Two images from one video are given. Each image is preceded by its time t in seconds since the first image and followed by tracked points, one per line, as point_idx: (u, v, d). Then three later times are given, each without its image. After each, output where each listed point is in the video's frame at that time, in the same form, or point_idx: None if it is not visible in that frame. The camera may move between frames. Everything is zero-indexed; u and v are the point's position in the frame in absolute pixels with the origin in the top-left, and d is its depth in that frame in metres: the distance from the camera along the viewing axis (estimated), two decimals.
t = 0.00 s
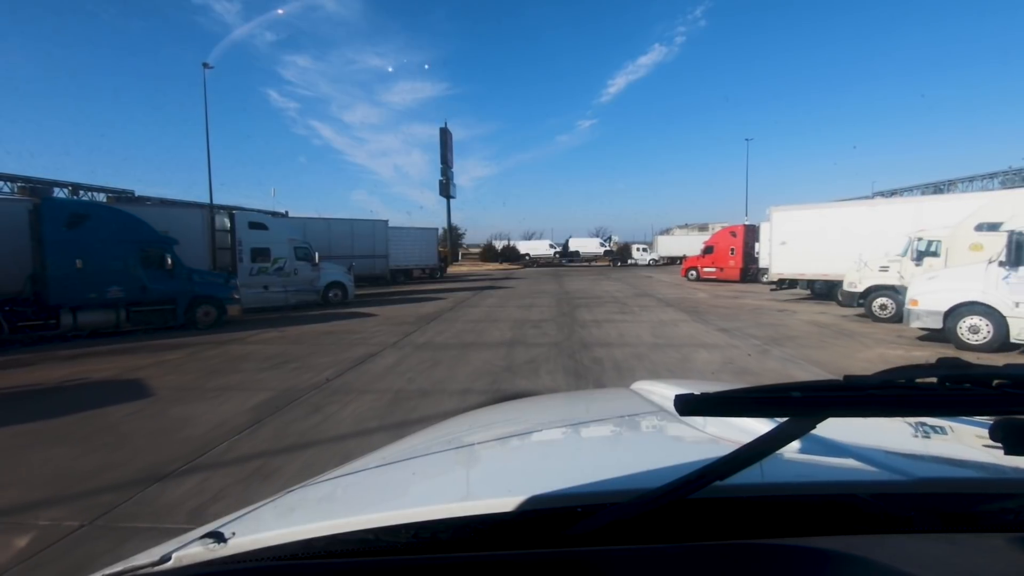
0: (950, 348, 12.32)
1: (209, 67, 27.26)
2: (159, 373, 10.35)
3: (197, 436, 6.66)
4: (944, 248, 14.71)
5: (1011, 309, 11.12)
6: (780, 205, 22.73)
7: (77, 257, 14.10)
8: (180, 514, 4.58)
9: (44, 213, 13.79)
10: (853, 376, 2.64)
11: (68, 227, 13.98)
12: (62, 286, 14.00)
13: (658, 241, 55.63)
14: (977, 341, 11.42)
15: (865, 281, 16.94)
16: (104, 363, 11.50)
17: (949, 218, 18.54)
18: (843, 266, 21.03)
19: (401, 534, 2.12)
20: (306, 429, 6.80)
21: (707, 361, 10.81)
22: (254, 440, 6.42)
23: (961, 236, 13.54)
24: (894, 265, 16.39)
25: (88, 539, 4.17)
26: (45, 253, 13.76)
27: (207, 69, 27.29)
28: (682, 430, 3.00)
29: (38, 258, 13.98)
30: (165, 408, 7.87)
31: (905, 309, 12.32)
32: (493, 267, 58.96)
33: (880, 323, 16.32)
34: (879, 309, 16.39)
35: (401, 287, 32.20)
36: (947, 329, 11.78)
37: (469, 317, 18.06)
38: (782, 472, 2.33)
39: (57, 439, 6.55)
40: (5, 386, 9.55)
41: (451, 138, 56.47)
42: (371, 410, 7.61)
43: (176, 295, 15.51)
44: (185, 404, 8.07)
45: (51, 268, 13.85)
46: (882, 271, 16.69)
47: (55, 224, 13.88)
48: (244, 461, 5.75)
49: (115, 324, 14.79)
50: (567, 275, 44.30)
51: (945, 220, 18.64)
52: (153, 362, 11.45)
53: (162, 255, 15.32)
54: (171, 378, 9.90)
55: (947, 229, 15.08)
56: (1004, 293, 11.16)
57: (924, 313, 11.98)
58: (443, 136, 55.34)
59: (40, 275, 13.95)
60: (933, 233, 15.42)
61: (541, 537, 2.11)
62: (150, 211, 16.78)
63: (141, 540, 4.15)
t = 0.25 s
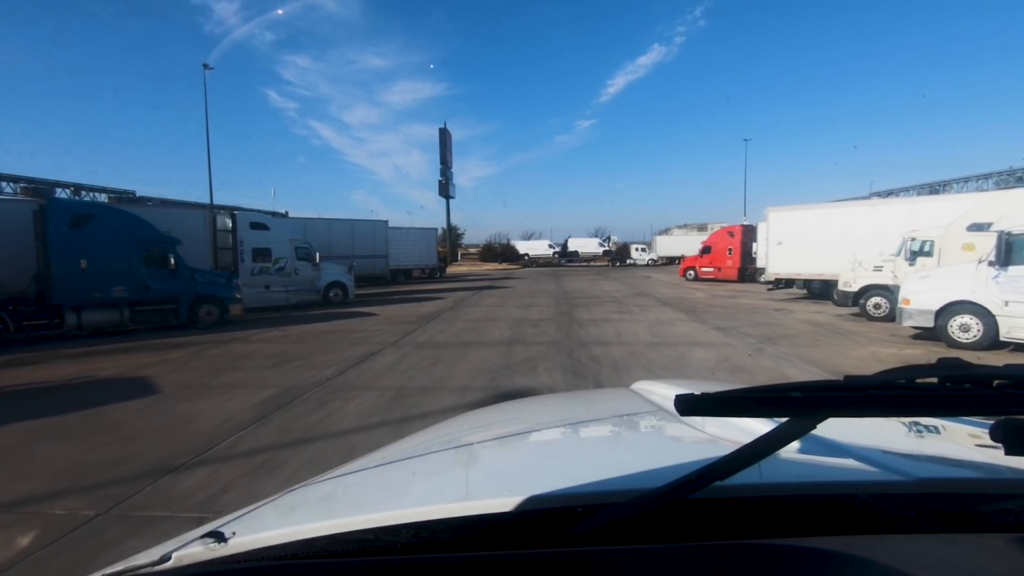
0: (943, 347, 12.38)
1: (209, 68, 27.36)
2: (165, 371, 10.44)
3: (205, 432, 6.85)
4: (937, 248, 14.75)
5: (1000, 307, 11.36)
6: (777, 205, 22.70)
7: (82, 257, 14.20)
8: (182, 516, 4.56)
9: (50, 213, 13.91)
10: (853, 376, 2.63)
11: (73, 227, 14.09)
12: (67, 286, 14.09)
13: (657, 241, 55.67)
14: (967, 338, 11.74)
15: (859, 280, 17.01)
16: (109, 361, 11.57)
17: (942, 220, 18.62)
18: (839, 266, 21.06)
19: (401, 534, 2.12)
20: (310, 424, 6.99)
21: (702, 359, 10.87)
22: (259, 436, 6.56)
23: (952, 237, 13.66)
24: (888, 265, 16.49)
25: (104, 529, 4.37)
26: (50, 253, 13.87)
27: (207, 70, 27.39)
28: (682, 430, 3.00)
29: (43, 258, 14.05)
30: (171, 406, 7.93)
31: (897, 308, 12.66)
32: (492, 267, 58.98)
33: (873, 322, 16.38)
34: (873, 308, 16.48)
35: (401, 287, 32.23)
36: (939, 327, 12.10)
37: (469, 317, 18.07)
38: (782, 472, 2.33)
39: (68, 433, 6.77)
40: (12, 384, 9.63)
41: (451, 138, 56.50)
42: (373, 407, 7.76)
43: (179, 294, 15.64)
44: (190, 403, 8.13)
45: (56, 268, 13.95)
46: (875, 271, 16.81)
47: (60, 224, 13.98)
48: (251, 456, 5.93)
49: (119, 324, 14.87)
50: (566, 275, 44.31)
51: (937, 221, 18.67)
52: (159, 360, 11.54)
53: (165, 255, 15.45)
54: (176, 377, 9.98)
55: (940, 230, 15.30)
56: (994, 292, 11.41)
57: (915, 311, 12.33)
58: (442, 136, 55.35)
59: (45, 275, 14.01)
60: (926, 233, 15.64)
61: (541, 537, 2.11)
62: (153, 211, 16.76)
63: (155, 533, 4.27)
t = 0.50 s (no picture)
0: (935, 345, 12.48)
1: (209, 69, 27.37)
2: (171, 369, 10.53)
3: (212, 427, 6.99)
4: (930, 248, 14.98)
5: (990, 306, 11.42)
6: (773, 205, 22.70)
7: (86, 257, 14.29)
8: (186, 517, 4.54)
9: (56, 214, 13.96)
10: (853, 375, 2.63)
11: (78, 228, 14.17)
12: (72, 286, 14.20)
13: (656, 241, 55.71)
14: (958, 337, 11.79)
15: (853, 281, 17.23)
16: (112, 360, 11.63)
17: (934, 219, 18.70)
18: (836, 266, 21.09)
19: (402, 534, 2.12)
20: (315, 420, 7.16)
21: (697, 358, 10.91)
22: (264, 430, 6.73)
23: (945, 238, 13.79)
24: (882, 264, 16.74)
25: (121, 517, 4.56)
26: (55, 253, 13.95)
27: (207, 71, 27.45)
28: (682, 429, 3.00)
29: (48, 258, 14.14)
30: (176, 404, 7.99)
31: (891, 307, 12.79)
32: (492, 267, 58.99)
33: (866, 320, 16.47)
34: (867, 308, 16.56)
35: (400, 286, 32.27)
36: (930, 326, 12.17)
37: (469, 316, 18.08)
38: (782, 472, 2.34)
39: (80, 429, 6.94)
40: (18, 382, 9.71)
41: (450, 139, 56.51)
42: (374, 404, 7.85)
43: (181, 294, 15.75)
44: (195, 400, 8.19)
45: (61, 269, 14.04)
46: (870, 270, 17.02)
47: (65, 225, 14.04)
48: (257, 449, 6.12)
49: (123, 323, 15.02)
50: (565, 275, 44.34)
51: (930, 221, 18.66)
52: (163, 358, 11.61)
53: (168, 255, 15.57)
54: (180, 375, 10.03)
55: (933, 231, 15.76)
56: (984, 291, 11.46)
57: (907, 310, 12.45)
58: (442, 137, 55.36)
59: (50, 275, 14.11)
60: (919, 233, 16.02)
61: (541, 536, 2.11)
62: (155, 212, 16.70)
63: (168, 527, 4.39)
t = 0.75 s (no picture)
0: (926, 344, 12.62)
1: (208, 69, 27.37)
2: (174, 367, 10.60)
3: (218, 423, 7.13)
4: (922, 248, 15.15)
5: (979, 306, 11.62)
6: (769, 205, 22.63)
7: (90, 257, 14.30)
8: (184, 516, 4.53)
9: (59, 215, 13.95)
10: (853, 375, 2.64)
11: (82, 228, 14.17)
12: (76, 285, 14.22)
13: (654, 241, 55.75)
14: (948, 335, 12.01)
15: (847, 280, 17.43)
16: (115, 358, 11.69)
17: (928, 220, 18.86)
18: (832, 266, 21.15)
19: (401, 534, 2.11)
20: (317, 415, 7.28)
21: (694, 357, 10.93)
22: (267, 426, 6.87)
23: (937, 239, 14.10)
24: (875, 264, 16.77)
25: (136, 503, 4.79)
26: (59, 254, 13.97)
27: (207, 72, 27.52)
28: (681, 429, 3.00)
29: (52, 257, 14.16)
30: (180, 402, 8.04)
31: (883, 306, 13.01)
32: (491, 267, 58.99)
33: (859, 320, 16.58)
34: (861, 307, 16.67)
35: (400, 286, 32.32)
36: (921, 325, 12.38)
37: (468, 316, 18.08)
38: (781, 473, 2.34)
39: (92, 424, 7.15)
40: (24, 380, 9.78)
41: (449, 139, 56.50)
42: (374, 403, 7.84)
43: (183, 293, 15.78)
44: (199, 398, 8.25)
45: (66, 268, 14.05)
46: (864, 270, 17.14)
47: (69, 226, 14.04)
48: (261, 443, 6.26)
49: (126, 322, 15.06)
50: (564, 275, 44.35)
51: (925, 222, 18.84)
52: (167, 357, 11.67)
53: (170, 255, 15.56)
54: (181, 373, 10.04)
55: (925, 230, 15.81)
56: (973, 290, 11.67)
57: (898, 309, 12.68)
58: (440, 137, 55.35)
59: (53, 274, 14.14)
60: (912, 233, 16.14)
61: (541, 536, 2.11)
62: (156, 212, 16.63)
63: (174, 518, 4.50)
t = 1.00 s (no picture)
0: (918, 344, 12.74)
1: (208, 69, 27.40)
2: (177, 365, 10.65)
3: (224, 419, 7.20)
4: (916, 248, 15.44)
5: (969, 304, 11.89)
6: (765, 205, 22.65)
7: (93, 257, 14.36)
8: (183, 515, 4.49)
9: (62, 216, 14.06)
10: (852, 376, 2.64)
11: (85, 229, 14.27)
12: (79, 285, 14.27)
13: (652, 241, 55.79)
14: (939, 333, 12.27)
15: (840, 280, 17.48)
16: (118, 357, 11.71)
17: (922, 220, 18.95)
18: (828, 266, 21.21)
19: (401, 534, 2.11)
20: (320, 411, 7.39)
21: (689, 356, 10.98)
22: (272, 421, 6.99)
23: (929, 238, 14.47)
24: (869, 264, 16.92)
25: (149, 494, 4.92)
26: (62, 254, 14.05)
27: (206, 71, 27.58)
28: (681, 429, 3.00)
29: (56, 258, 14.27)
30: (185, 399, 8.10)
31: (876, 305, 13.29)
32: (489, 267, 59.00)
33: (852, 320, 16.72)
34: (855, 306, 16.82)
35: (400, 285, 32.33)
36: (912, 323, 12.64)
37: (467, 315, 18.10)
38: (781, 473, 2.34)
39: (95, 421, 7.15)
40: (28, 378, 9.83)
41: (447, 138, 56.49)
42: (373, 402, 7.84)
43: (185, 293, 15.80)
44: (203, 395, 8.31)
45: (68, 268, 14.13)
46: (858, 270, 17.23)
47: (72, 226, 14.14)
48: (266, 438, 6.39)
49: (129, 321, 15.12)
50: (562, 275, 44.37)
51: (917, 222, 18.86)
52: (169, 355, 11.71)
53: (172, 255, 15.58)
54: (183, 372, 10.04)
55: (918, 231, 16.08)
56: (963, 289, 11.95)
57: (890, 308, 12.95)
58: (439, 137, 55.36)
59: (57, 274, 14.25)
60: (905, 233, 16.36)
61: (541, 536, 2.10)
62: (157, 212, 16.69)
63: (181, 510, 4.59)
